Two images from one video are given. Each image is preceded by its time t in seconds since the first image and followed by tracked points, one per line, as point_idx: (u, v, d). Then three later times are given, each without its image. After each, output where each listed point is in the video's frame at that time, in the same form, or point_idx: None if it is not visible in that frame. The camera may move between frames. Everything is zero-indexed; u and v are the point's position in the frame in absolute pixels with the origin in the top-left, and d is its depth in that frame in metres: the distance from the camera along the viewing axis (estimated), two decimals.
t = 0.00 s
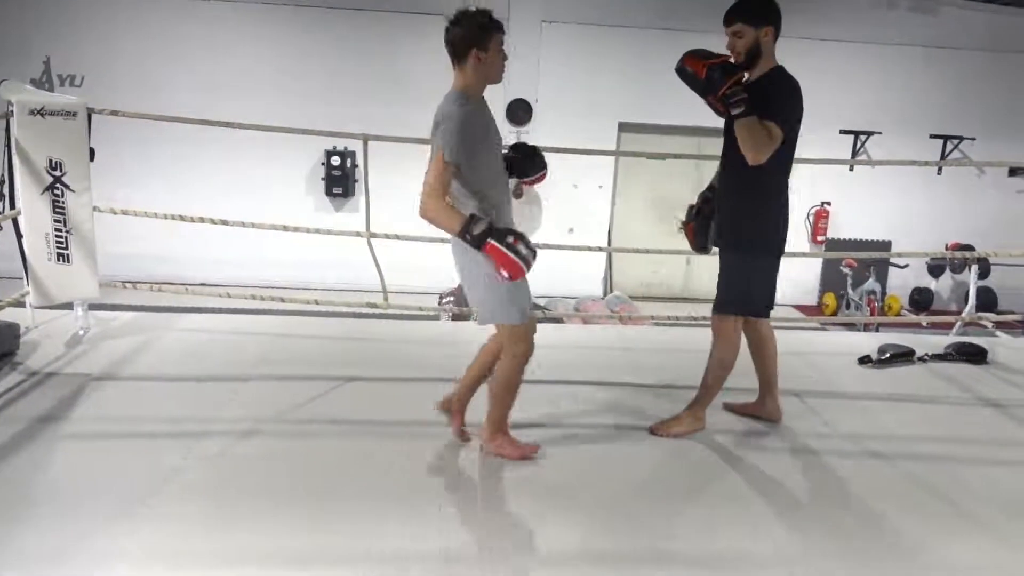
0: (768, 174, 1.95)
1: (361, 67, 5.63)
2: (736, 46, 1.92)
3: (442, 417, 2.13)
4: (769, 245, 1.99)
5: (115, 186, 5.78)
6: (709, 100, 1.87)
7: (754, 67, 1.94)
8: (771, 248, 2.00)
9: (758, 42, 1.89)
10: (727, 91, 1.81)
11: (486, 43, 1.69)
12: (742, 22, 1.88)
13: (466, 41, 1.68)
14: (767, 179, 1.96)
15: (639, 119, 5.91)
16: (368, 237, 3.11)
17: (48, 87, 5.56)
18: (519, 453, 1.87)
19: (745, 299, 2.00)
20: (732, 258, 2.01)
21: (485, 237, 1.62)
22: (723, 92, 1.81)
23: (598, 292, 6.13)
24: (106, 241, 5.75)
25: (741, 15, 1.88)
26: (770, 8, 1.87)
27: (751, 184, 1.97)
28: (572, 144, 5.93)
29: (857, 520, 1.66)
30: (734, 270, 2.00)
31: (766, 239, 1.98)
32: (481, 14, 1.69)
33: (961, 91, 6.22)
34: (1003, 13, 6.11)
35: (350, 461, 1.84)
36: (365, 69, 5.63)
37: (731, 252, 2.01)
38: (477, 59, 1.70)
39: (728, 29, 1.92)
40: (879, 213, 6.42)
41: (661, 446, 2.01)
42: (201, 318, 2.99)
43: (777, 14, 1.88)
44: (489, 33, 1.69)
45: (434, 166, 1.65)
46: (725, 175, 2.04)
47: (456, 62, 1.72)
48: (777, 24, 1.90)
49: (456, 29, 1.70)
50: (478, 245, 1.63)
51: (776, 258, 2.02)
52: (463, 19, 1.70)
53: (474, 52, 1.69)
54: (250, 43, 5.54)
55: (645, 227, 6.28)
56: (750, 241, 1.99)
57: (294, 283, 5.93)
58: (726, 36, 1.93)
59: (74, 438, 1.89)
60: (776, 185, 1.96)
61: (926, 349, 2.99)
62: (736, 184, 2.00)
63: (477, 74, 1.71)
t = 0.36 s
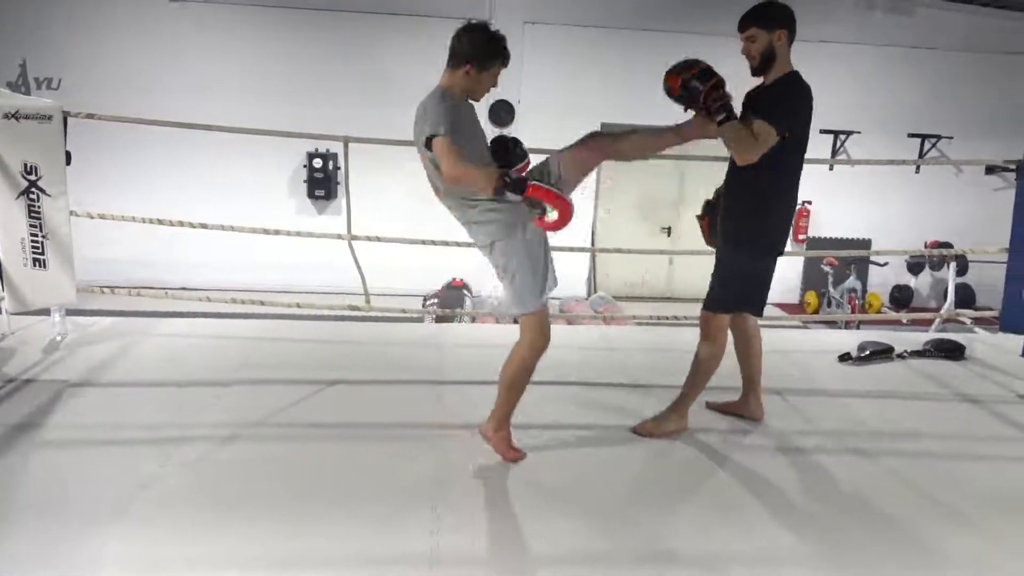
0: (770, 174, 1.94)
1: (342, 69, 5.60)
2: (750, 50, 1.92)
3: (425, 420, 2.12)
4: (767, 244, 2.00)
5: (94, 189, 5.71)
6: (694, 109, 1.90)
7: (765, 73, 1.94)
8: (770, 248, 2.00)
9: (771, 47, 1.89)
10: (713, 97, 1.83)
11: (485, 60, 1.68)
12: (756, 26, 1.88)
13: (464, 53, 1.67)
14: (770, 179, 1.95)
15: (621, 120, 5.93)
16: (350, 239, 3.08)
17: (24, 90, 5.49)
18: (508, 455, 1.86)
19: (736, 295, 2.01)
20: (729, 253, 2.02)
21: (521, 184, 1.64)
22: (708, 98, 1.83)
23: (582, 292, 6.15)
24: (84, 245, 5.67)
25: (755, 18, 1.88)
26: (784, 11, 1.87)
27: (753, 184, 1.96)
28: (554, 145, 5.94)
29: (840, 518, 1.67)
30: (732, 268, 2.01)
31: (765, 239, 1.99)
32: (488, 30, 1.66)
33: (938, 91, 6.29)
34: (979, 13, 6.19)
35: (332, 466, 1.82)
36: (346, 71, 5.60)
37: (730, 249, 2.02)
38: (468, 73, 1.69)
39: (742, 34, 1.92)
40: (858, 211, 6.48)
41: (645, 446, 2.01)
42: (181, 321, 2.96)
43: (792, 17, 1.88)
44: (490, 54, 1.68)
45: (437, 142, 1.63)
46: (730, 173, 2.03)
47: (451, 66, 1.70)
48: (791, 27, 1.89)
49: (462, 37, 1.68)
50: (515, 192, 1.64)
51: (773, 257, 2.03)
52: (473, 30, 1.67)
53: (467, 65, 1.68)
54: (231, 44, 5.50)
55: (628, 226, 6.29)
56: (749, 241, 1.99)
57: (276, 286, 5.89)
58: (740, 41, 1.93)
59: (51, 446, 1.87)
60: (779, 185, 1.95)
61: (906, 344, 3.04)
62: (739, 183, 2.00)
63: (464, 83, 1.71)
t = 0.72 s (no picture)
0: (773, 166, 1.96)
1: (323, 68, 5.57)
2: (757, 46, 1.93)
3: (408, 419, 2.11)
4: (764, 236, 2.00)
5: (70, 190, 5.64)
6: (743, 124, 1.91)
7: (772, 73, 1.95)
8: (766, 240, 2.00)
9: (778, 43, 1.90)
10: (755, 113, 1.84)
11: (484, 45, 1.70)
12: (764, 22, 1.89)
13: (463, 42, 1.68)
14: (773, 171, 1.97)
15: (604, 117, 5.94)
16: (331, 239, 3.06)
17: None
18: (489, 453, 1.87)
19: (730, 288, 2.02)
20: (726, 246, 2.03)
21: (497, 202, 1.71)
22: (752, 115, 1.85)
23: (566, 290, 6.16)
24: (63, 247, 5.60)
25: (765, 14, 1.89)
26: (791, 10, 1.89)
27: (761, 182, 1.98)
28: (537, 142, 5.93)
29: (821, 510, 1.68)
30: (730, 262, 2.01)
31: (765, 231, 1.99)
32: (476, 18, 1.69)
33: (915, 87, 6.37)
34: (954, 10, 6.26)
35: (315, 466, 1.81)
36: (327, 69, 5.57)
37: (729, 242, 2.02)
38: (471, 60, 1.70)
39: (750, 30, 1.94)
40: (838, 207, 6.53)
41: (629, 441, 2.02)
42: (161, 322, 2.93)
43: (799, 16, 1.90)
44: (489, 36, 1.70)
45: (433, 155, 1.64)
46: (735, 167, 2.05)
47: (446, 59, 1.71)
48: (798, 26, 1.91)
49: (451, 31, 1.70)
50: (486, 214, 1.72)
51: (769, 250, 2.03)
52: (459, 22, 1.70)
53: (470, 53, 1.69)
54: (210, 42, 5.45)
55: (610, 223, 6.31)
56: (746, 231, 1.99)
57: (258, 286, 5.84)
58: (748, 36, 1.94)
59: (26, 449, 1.84)
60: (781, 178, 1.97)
61: (885, 337, 3.07)
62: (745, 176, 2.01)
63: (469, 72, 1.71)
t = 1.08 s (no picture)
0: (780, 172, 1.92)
1: (302, 74, 5.55)
2: (752, 46, 1.93)
3: (389, 425, 2.10)
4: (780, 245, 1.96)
5: (45, 198, 5.56)
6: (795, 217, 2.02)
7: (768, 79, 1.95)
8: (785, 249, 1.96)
9: (773, 45, 1.90)
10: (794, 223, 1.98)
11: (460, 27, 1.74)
12: (763, 23, 1.90)
13: (441, 26, 1.72)
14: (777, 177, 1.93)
15: (584, 122, 5.97)
16: (312, 245, 3.04)
17: None
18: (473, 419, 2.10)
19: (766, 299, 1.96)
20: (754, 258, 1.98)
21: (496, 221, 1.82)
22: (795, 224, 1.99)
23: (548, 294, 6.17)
24: (39, 255, 5.53)
25: (764, 16, 1.90)
26: (788, 15, 1.90)
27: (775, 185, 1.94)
28: (518, 147, 5.95)
29: (800, 511, 1.70)
30: (761, 273, 1.97)
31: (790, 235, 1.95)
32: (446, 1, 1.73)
33: (889, 90, 6.45)
34: (926, 15, 6.36)
35: (295, 474, 1.80)
36: (306, 74, 5.55)
37: (756, 253, 1.98)
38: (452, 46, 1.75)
39: (747, 30, 1.94)
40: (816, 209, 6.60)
41: (610, 443, 2.04)
42: (138, 331, 2.90)
43: (795, 21, 1.91)
44: (465, 20, 1.74)
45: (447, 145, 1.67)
46: (735, 175, 2.02)
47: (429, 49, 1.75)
48: (793, 32, 1.92)
49: (425, 20, 1.74)
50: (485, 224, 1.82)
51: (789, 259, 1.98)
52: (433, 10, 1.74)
53: (451, 37, 1.73)
54: (188, 49, 5.42)
55: (591, 227, 6.33)
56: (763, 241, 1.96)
57: (239, 293, 5.81)
58: (744, 36, 1.94)
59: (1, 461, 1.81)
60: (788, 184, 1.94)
61: (862, 337, 3.10)
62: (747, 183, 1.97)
63: (452, 57, 1.76)
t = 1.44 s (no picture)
0: (774, 184, 1.95)
1: (279, 90, 5.54)
2: (737, 64, 1.94)
3: (367, 441, 2.09)
4: (778, 256, 1.99)
5: (16, 217, 5.49)
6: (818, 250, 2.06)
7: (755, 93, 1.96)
8: (783, 259, 1.99)
9: (758, 62, 1.92)
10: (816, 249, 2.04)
11: (450, 78, 1.77)
12: (747, 40, 1.90)
13: (431, 75, 1.75)
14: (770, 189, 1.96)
15: (561, 136, 6.01)
16: (287, 261, 3.02)
17: None
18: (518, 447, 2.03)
19: (773, 313, 1.99)
20: (757, 273, 2.00)
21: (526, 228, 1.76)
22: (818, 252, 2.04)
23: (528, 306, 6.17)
24: (11, 274, 5.45)
25: (747, 33, 1.90)
26: (772, 29, 1.91)
27: (772, 198, 1.96)
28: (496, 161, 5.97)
29: (777, 522, 1.71)
30: (766, 286, 1.99)
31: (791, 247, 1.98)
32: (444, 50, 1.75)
33: (860, 102, 6.56)
34: (894, 29, 6.48)
35: (271, 493, 1.79)
36: (283, 91, 5.55)
37: (760, 267, 2.00)
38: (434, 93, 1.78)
39: (731, 47, 1.94)
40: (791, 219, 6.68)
41: (589, 456, 2.04)
42: (112, 351, 2.86)
43: (778, 36, 1.93)
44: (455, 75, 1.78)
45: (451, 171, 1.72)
46: (727, 186, 2.03)
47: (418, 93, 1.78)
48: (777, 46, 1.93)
49: (420, 61, 1.76)
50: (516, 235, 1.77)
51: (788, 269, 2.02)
52: (428, 53, 1.76)
53: (437, 86, 1.77)
54: (162, 66, 5.38)
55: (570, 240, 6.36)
56: (760, 252, 1.99)
57: (216, 310, 5.76)
58: (728, 54, 1.94)
59: None
60: (782, 194, 1.96)
61: (837, 346, 3.13)
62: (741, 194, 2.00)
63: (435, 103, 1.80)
